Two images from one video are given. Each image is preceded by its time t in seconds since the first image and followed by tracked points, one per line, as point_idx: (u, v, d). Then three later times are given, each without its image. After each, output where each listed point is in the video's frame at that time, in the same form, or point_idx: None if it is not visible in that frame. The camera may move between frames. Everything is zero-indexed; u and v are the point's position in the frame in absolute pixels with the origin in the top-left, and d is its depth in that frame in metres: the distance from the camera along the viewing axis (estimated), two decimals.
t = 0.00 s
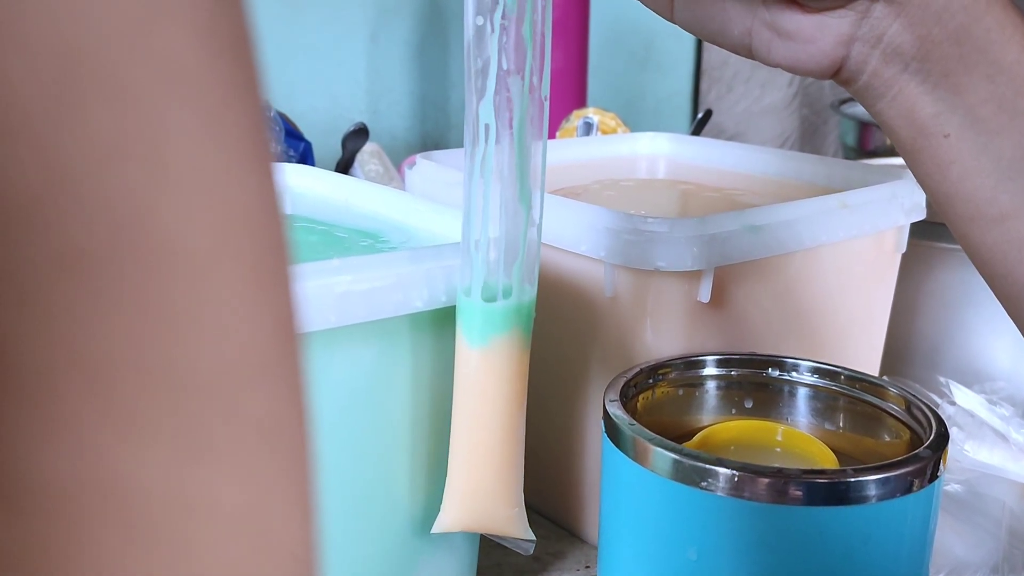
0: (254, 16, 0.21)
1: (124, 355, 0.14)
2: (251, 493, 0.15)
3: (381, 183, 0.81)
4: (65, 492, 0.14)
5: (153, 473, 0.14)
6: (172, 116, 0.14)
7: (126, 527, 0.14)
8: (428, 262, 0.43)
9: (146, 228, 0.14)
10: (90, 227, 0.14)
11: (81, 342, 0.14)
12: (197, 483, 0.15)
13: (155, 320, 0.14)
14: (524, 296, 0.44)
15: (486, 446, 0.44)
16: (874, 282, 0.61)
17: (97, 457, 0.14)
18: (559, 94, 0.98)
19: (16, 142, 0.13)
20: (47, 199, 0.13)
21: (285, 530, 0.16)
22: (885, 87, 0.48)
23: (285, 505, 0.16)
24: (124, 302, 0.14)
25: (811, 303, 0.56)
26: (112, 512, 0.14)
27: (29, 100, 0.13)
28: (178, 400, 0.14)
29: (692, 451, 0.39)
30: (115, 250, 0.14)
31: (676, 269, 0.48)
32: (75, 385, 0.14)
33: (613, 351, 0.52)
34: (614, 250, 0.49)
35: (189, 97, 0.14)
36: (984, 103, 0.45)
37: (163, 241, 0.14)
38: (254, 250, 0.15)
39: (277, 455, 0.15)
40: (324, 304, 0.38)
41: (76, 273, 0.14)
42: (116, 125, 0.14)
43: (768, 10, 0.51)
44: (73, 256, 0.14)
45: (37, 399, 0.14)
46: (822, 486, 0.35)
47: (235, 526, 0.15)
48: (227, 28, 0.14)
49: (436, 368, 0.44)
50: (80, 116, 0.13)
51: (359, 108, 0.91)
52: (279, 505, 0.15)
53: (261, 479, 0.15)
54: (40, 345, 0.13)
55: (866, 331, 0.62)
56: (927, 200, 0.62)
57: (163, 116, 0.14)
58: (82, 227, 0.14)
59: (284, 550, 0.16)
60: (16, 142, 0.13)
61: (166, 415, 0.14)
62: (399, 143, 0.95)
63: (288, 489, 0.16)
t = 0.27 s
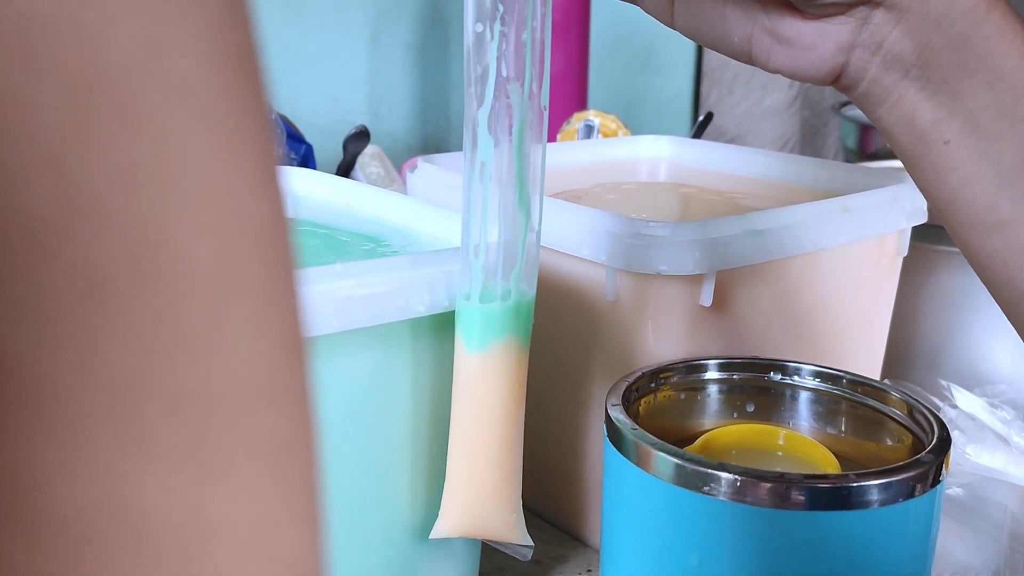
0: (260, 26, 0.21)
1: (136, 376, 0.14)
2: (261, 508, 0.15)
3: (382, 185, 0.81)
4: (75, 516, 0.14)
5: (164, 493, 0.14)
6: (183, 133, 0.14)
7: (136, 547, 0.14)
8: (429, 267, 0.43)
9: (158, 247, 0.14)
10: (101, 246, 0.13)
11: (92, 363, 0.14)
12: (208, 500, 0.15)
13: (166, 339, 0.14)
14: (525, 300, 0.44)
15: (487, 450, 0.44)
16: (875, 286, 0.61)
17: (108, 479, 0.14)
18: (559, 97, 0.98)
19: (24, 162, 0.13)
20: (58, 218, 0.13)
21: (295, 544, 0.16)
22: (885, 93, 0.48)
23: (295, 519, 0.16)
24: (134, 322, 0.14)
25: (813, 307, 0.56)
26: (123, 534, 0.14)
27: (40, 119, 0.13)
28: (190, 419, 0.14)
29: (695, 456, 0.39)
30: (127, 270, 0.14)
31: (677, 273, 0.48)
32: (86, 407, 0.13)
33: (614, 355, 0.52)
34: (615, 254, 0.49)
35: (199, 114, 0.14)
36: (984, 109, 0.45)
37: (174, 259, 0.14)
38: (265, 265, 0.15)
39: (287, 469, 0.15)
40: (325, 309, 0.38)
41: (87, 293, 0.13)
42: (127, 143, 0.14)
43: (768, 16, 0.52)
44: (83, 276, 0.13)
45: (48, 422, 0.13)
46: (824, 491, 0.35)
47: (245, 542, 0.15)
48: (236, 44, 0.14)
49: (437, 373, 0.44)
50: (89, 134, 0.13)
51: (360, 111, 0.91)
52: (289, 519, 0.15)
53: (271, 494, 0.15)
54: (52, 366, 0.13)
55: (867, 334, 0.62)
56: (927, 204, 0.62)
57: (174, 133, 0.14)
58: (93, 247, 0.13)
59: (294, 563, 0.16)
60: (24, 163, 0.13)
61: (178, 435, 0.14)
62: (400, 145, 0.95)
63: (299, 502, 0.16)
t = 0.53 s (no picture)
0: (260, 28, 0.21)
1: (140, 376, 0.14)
2: (263, 508, 0.15)
3: (383, 186, 0.81)
4: (80, 514, 0.14)
5: (169, 492, 0.14)
6: (186, 135, 0.14)
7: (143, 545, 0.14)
8: (429, 268, 0.43)
9: (161, 247, 0.14)
10: (103, 247, 0.13)
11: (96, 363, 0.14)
12: (212, 500, 0.15)
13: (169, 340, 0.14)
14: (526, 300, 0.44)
15: (488, 452, 0.44)
16: (875, 286, 0.61)
17: (112, 479, 0.14)
18: (559, 98, 0.98)
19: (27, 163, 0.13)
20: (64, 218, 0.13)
21: (297, 543, 0.16)
22: (884, 95, 0.48)
23: (298, 517, 0.16)
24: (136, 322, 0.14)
25: (813, 308, 0.56)
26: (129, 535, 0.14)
27: (42, 121, 0.13)
28: (194, 419, 0.14)
29: (695, 457, 0.39)
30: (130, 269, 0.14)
31: (677, 274, 0.48)
32: (89, 407, 0.14)
33: (614, 355, 0.52)
34: (615, 255, 0.49)
35: (202, 116, 0.14)
36: (983, 111, 0.45)
37: (177, 260, 0.14)
38: (270, 267, 0.15)
39: (291, 468, 0.15)
40: (325, 310, 0.38)
41: (93, 292, 0.13)
42: (130, 145, 0.14)
43: (767, 20, 0.52)
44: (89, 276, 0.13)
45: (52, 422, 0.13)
46: (824, 492, 0.35)
47: (248, 541, 0.15)
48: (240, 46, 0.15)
49: (438, 374, 0.45)
50: (94, 135, 0.13)
51: (360, 112, 0.91)
52: (292, 517, 0.16)
53: (275, 493, 0.15)
54: (54, 367, 0.13)
55: (867, 335, 0.62)
56: (927, 205, 0.62)
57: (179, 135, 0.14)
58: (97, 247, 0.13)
59: (296, 561, 0.16)
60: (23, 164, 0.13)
61: (182, 436, 0.14)
62: (400, 146, 0.95)
63: (301, 500, 0.16)
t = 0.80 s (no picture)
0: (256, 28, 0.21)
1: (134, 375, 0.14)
2: (255, 506, 0.15)
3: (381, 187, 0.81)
4: (75, 513, 0.14)
5: (162, 491, 0.14)
6: (180, 135, 0.14)
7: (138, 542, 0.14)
8: (427, 268, 0.43)
9: (155, 246, 0.14)
10: (98, 245, 0.14)
11: (90, 362, 0.14)
12: (207, 498, 0.15)
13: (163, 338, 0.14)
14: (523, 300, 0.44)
15: (486, 451, 0.44)
16: (872, 287, 0.61)
17: (106, 477, 0.14)
18: (558, 98, 0.98)
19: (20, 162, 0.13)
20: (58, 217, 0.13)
21: (291, 540, 0.16)
22: (880, 96, 0.48)
23: (293, 515, 0.16)
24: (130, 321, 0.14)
25: (810, 308, 0.56)
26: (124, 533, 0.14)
27: (36, 120, 0.13)
28: (188, 417, 0.14)
29: (692, 457, 0.39)
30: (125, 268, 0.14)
31: (674, 274, 0.48)
32: (83, 405, 0.14)
33: (612, 355, 0.52)
34: (612, 255, 0.49)
35: (196, 115, 0.14)
36: (979, 112, 0.45)
37: (171, 258, 0.14)
38: (264, 265, 0.15)
39: (285, 466, 0.16)
40: (322, 310, 0.38)
41: (86, 290, 0.13)
42: (123, 144, 0.14)
43: (763, 20, 0.52)
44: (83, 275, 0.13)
45: (46, 420, 0.13)
46: (822, 491, 0.35)
47: (243, 538, 0.15)
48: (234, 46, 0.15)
49: (436, 374, 0.45)
50: (88, 134, 0.13)
51: (359, 112, 0.91)
52: (286, 515, 0.16)
53: (269, 491, 0.15)
54: (47, 364, 0.13)
55: (864, 335, 0.62)
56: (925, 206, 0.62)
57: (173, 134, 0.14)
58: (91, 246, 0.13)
59: (291, 559, 0.16)
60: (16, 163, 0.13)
61: (176, 433, 0.14)
62: (399, 146, 0.95)
63: (296, 498, 0.16)
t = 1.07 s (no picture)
0: (255, 27, 0.21)
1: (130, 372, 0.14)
2: (250, 503, 0.15)
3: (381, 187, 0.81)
4: (73, 510, 0.14)
5: (159, 488, 0.14)
6: (178, 131, 0.14)
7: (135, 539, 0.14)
8: (425, 267, 0.43)
9: (152, 243, 0.14)
10: (95, 242, 0.14)
11: (86, 359, 0.14)
12: (205, 494, 0.15)
13: (161, 336, 0.14)
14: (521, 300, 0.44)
15: (484, 452, 0.44)
16: (871, 287, 0.61)
17: (104, 473, 0.14)
18: (557, 99, 0.98)
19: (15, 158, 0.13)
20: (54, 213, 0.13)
21: (288, 537, 0.16)
22: (879, 95, 0.48)
23: (290, 512, 0.16)
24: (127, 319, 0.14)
25: (809, 308, 0.56)
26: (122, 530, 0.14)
27: (30, 116, 0.13)
28: (185, 415, 0.14)
29: (689, 457, 0.39)
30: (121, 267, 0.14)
31: (673, 274, 0.48)
32: (79, 403, 0.14)
33: (611, 355, 0.52)
34: (610, 255, 0.49)
35: (194, 112, 0.14)
36: (977, 111, 0.45)
37: (168, 256, 0.14)
38: (261, 262, 0.15)
39: (283, 463, 0.16)
40: (320, 310, 0.38)
41: (83, 287, 0.13)
42: (119, 141, 0.14)
43: (762, 19, 0.52)
44: (80, 273, 0.13)
45: (43, 418, 0.13)
46: (819, 491, 0.35)
47: (240, 535, 0.15)
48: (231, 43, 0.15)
49: (434, 374, 0.45)
50: (84, 131, 0.13)
51: (358, 113, 0.91)
52: (283, 512, 0.16)
53: (267, 488, 0.15)
54: (43, 361, 0.13)
55: (863, 336, 0.62)
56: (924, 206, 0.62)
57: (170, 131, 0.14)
58: (87, 243, 0.13)
59: (285, 558, 0.16)
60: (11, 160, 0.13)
61: (173, 430, 0.14)
62: (398, 146, 0.95)
63: (293, 495, 0.16)
